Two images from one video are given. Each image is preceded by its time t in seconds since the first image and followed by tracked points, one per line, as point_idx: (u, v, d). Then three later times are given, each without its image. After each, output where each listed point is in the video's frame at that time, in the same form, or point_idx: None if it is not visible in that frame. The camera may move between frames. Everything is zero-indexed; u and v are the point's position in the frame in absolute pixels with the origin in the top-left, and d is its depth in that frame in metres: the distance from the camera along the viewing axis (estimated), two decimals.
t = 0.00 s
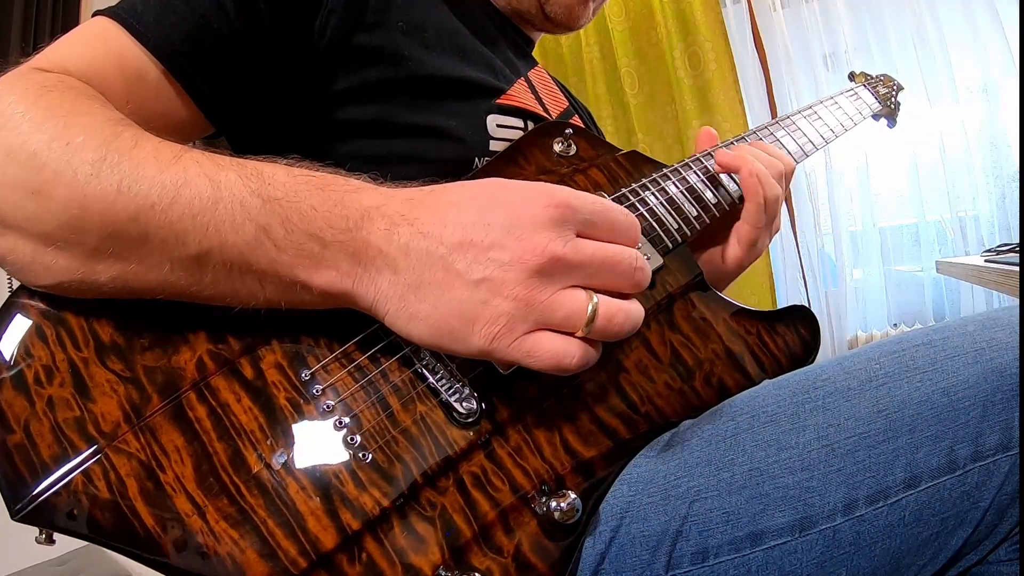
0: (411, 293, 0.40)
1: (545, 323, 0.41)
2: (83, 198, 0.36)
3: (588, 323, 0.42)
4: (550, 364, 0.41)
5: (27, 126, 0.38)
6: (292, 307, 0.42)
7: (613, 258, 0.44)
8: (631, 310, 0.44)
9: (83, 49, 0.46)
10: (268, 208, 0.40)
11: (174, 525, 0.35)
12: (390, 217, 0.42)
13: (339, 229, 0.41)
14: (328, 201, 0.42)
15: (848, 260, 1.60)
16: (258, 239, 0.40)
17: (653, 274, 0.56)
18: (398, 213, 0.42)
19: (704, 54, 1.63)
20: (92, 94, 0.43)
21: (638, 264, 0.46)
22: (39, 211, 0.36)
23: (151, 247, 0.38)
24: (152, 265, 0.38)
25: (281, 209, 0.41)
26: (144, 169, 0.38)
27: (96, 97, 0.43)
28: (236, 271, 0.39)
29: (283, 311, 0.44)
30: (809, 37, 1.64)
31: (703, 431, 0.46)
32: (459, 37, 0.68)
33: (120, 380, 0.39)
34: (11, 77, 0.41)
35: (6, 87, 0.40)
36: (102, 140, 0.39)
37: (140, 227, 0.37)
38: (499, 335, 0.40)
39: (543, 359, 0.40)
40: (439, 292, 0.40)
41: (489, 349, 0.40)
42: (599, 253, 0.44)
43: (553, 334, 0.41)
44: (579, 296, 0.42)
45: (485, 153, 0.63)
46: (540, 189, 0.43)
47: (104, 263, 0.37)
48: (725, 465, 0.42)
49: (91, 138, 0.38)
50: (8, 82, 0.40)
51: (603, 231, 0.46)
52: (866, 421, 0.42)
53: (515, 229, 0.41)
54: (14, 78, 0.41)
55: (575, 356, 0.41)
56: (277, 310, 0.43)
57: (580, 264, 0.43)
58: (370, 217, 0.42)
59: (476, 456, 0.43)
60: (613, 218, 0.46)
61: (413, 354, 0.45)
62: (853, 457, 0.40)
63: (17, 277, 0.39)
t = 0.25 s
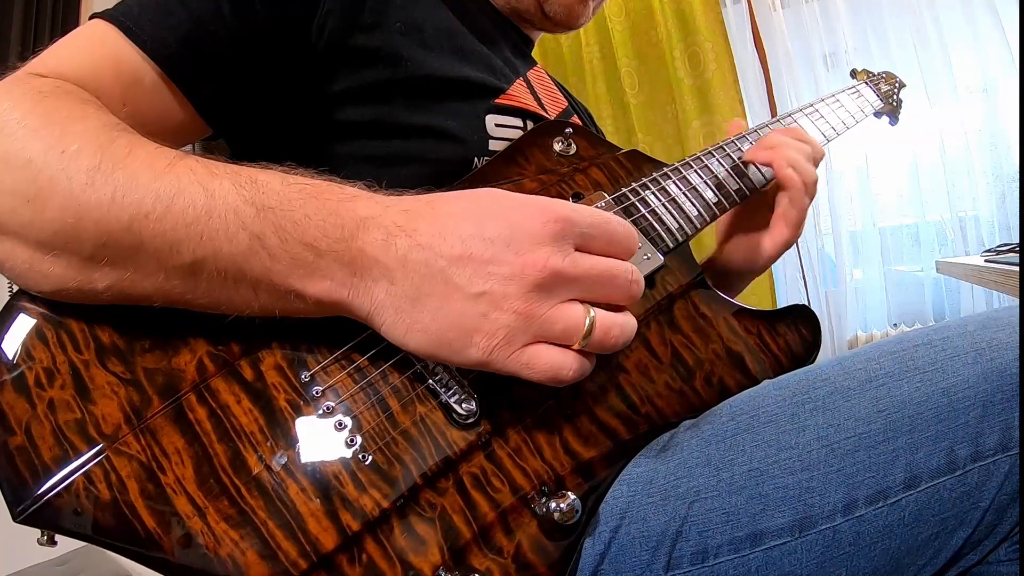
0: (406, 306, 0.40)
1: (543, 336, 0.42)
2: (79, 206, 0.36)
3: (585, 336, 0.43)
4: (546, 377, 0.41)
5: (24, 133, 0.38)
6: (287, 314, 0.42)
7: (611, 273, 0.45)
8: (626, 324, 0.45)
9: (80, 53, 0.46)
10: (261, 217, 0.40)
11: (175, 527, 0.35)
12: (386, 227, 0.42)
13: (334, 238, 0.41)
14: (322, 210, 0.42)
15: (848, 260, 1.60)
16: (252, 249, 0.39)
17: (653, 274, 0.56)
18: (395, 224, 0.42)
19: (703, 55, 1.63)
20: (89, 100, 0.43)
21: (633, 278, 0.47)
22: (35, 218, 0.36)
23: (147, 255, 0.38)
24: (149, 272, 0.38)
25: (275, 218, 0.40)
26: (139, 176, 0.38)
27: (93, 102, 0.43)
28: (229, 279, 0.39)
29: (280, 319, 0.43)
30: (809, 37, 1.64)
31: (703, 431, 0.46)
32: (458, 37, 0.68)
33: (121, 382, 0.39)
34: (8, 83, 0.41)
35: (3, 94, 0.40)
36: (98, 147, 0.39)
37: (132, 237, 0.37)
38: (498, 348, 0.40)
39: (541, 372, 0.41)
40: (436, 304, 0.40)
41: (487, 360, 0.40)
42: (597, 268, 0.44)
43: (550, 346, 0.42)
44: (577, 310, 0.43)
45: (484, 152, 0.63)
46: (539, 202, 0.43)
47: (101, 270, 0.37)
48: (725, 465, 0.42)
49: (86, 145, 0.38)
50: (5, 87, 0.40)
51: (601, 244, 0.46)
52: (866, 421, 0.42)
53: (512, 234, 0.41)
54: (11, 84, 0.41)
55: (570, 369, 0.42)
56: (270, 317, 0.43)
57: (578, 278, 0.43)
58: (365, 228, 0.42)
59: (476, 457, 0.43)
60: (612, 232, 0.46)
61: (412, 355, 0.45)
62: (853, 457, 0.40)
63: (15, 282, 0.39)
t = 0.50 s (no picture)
0: (406, 311, 0.40)
1: (541, 344, 0.41)
2: (81, 209, 0.36)
3: (584, 345, 0.42)
4: (544, 386, 0.41)
5: (25, 135, 0.38)
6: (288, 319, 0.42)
7: (614, 279, 0.44)
8: (630, 333, 0.44)
9: (81, 52, 0.46)
10: (264, 222, 0.40)
11: (175, 529, 0.36)
12: (388, 233, 0.42)
13: (338, 243, 0.41)
14: (325, 215, 0.42)
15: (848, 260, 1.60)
16: (255, 253, 0.39)
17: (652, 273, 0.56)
18: (397, 229, 0.42)
19: (704, 55, 1.62)
20: (90, 101, 0.43)
21: (640, 286, 0.46)
22: (37, 221, 0.36)
23: (148, 258, 0.38)
24: (151, 276, 0.38)
25: (278, 223, 0.40)
26: (140, 179, 0.38)
27: (93, 103, 0.43)
28: (232, 283, 0.39)
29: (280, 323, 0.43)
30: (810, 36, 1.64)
31: (703, 432, 0.46)
32: (459, 38, 0.68)
33: (121, 384, 0.39)
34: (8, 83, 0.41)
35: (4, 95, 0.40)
36: (99, 149, 0.38)
37: (135, 240, 0.37)
38: (495, 355, 0.40)
39: (538, 380, 0.41)
40: (437, 309, 0.40)
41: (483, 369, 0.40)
42: (599, 273, 0.44)
43: (549, 354, 0.42)
44: (576, 318, 0.42)
45: (486, 153, 0.63)
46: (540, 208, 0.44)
47: (104, 273, 0.38)
48: (726, 466, 0.42)
49: (87, 147, 0.38)
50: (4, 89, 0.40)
51: (604, 252, 0.46)
52: (866, 422, 0.42)
53: (512, 237, 0.41)
54: (10, 85, 0.41)
55: (569, 379, 0.42)
56: (270, 322, 0.43)
57: (578, 286, 0.43)
58: (368, 232, 0.42)
59: (475, 458, 0.43)
60: (616, 237, 0.46)
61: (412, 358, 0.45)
62: (854, 458, 0.41)
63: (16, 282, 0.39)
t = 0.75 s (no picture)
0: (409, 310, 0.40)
1: (557, 334, 0.42)
2: (87, 210, 0.36)
3: (598, 334, 0.43)
4: (561, 376, 0.42)
5: (28, 135, 0.38)
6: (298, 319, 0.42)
7: (623, 270, 0.45)
8: (639, 320, 0.45)
9: (83, 50, 0.46)
10: (274, 222, 0.40)
11: (174, 528, 0.36)
12: (401, 233, 0.42)
13: (349, 243, 0.41)
14: (335, 214, 0.42)
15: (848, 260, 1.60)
16: (265, 253, 0.39)
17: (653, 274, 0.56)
18: (410, 229, 0.42)
19: (704, 55, 1.62)
20: (93, 101, 0.43)
21: (646, 274, 0.47)
22: (41, 221, 0.36)
23: (151, 258, 0.38)
24: (155, 277, 0.38)
25: (289, 223, 0.40)
26: (147, 181, 0.38)
27: (96, 103, 0.43)
28: (241, 283, 0.39)
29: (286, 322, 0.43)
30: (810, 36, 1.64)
31: (702, 431, 0.46)
32: (459, 37, 0.68)
33: (121, 383, 0.39)
34: (10, 82, 0.41)
35: (6, 95, 0.40)
36: (102, 150, 0.38)
37: (143, 241, 0.37)
38: (514, 347, 0.40)
39: (556, 371, 0.41)
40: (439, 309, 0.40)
41: (501, 361, 0.40)
42: (609, 265, 0.44)
43: (563, 345, 0.42)
44: (589, 308, 0.43)
45: (485, 154, 0.63)
46: (546, 204, 0.44)
47: (109, 275, 0.37)
48: (726, 465, 0.42)
49: (91, 148, 0.38)
50: (7, 88, 0.40)
51: (610, 244, 0.46)
52: (866, 422, 0.42)
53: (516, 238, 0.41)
54: (13, 84, 0.41)
55: (585, 367, 0.42)
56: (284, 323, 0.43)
57: (591, 278, 0.43)
58: (380, 232, 0.42)
59: (475, 457, 0.43)
60: (620, 230, 0.47)
61: (411, 357, 0.45)
62: (853, 457, 0.40)
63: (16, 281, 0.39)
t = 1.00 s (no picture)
0: (407, 310, 0.40)
1: (540, 344, 0.40)
2: (86, 211, 0.36)
3: (583, 346, 0.41)
4: (541, 388, 0.40)
5: (27, 135, 0.38)
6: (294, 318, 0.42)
7: (619, 281, 0.44)
8: (631, 337, 0.42)
9: (83, 51, 0.46)
10: (270, 220, 0.40)
11: (174, 529, 0.35)
12: (391, 231, 0.42)
13: (341, 242, 0.41)
14: (330, 213, 0.42)
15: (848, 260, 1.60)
16: (259, 251, 0.39)
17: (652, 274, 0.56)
18: (400, 227, 0.42)
19: (704, 55, 1.62)
20: (92, 101, 0.43)
21: (644, 289, 0.45)
22: (39, 221, 0.36)
23: (150, 258, 0.38)
24: (154, 277, 0.38)
25: (283, 221, 0.40)
26: (144, 180, 0.38)
27: (95, 103, 0.43)
28: (236, 283, 0.39)
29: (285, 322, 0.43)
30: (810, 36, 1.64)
31: (702, 432, 0.46)
32: (460, 38, 0.68)
33: (120, 384, 0.39)
34: (9, 83, 0.41)
35: (5, 95, 0.40)
36: (101, 150, 0.38)
37: (141, 241, 0.37)
38: (493, 355, 0.39)
39: (536, 382, 0.40)
40: (435, 309, 0.39)
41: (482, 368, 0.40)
42: (602, 273, 0.43)
43: (546, 356, 0.41)
44: (576, 318, 0.41)
45: (485, 154, 0.63)
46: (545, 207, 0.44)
47: (108, 275, 0.37)
48: (726, 466, 0.42)
49: (90, 148, 0.38)
50: (6, 88, 0.40)
51: (608, 253, 0.45)
52: (866, 422, 0.42)
53: (514, 237, 0.41)
54: (12, 84, 0.41)
55: (566, 382, 0.40)
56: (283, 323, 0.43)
57: (579, 285, 0.42)
58: (372, 231, 0.42)
59: (473, 458, 0.43)
60: (618, 239, 0.46)
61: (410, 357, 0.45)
62: (854, 457, 0.40)
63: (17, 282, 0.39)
